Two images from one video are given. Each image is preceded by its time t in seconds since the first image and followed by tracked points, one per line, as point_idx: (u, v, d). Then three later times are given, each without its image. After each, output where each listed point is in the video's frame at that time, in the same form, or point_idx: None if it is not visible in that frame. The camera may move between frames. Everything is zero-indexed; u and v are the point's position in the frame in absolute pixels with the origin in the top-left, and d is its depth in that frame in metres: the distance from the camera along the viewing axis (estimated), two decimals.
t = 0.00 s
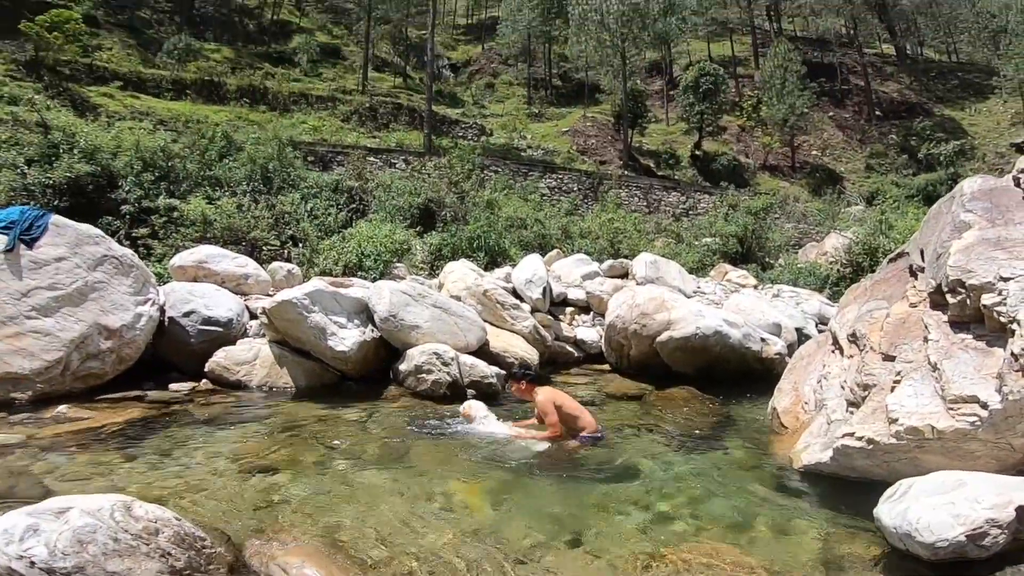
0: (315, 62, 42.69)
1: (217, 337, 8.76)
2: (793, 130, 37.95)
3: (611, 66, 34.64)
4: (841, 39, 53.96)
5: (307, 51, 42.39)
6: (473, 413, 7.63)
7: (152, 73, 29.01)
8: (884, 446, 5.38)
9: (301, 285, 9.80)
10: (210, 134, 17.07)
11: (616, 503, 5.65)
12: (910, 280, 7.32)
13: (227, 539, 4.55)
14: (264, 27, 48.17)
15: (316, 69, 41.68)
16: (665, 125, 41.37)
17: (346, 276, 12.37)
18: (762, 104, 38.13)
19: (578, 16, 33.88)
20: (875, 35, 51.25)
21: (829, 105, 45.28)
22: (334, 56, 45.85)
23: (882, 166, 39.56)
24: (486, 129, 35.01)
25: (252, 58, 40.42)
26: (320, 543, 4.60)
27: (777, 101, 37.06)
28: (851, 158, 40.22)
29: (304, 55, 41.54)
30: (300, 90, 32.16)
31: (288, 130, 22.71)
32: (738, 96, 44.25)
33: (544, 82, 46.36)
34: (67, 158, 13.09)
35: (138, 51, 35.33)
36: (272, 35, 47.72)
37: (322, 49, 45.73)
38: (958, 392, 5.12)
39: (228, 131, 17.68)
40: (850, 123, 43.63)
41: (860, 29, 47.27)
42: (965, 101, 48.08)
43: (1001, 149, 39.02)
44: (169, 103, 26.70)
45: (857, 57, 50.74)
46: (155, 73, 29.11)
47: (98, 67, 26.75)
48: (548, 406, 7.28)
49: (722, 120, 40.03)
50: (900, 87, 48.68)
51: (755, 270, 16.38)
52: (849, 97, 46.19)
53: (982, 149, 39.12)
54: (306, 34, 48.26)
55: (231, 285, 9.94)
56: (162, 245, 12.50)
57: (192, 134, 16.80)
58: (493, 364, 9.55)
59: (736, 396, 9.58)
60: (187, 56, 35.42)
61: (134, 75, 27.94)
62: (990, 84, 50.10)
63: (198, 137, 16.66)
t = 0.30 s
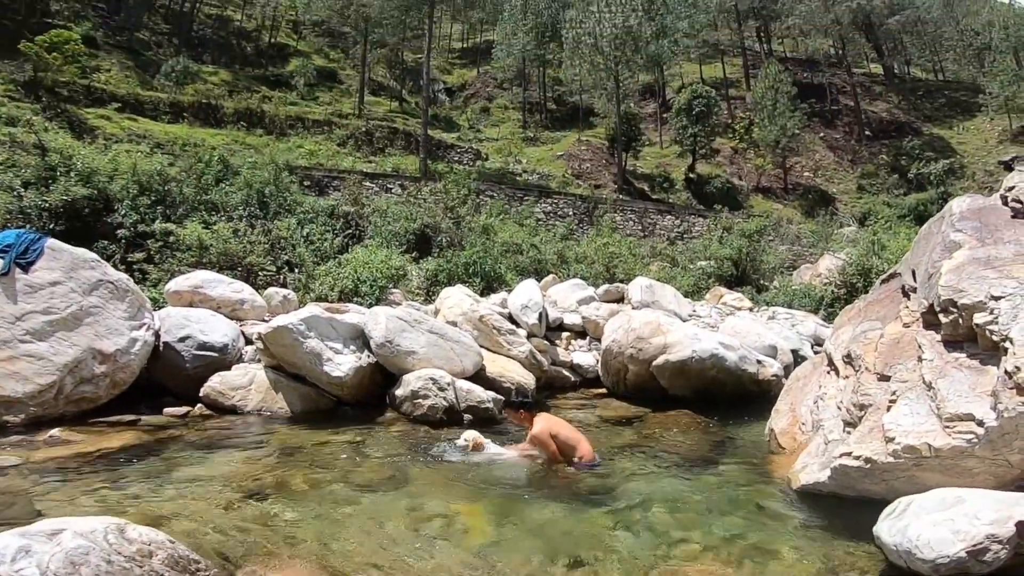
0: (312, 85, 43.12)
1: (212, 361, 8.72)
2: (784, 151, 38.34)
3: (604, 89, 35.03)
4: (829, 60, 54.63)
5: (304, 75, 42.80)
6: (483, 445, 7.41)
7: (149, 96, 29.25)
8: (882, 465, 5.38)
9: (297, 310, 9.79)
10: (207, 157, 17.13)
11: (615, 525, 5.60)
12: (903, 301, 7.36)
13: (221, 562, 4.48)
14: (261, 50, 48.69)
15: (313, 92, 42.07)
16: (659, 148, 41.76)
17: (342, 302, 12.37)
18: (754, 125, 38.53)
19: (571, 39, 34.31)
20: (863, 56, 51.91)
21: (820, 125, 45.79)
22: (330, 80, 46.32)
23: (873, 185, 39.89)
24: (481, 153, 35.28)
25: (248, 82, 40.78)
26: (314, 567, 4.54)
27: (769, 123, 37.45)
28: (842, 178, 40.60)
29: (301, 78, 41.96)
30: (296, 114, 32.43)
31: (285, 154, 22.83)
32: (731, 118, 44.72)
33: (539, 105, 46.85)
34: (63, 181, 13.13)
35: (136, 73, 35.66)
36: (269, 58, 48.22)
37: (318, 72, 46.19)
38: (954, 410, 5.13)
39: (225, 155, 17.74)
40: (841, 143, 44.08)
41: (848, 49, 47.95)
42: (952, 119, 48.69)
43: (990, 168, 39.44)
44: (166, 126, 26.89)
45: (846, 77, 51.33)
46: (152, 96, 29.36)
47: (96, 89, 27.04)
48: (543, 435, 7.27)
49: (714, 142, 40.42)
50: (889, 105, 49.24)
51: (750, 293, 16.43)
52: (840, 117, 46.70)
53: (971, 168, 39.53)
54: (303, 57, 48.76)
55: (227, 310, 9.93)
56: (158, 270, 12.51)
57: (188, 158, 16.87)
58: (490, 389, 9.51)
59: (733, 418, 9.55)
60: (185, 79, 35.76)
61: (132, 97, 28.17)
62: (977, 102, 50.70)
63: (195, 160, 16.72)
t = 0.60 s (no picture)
0: (308, 95, 43.25)
1: (208, 372, 8.69)
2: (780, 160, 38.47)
3: (600, 98, 35.20)
4: (822, 67, 54.95)
5: (300, 84, 42.93)
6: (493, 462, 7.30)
7: (146, 105, 29.33)
8: (880, 471, 5.37)
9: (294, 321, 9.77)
10: (203, 167, 17.12)
11: (614, 534, 5.57)
12: (899, 307, 7.37)
13: (218, 573, 4.45)
14: (257, 60, 48.89)
15: (309, 102, 42.18)
16: (654, 157, 41.93)
17: (339, 312, 12.36)
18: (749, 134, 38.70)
19: (567, 48, 34.47)
20: (856, 63, 52.19)
21: (815, 133, 46.02)
22: (327, 90, 46.45)
23: (868, 193, 40.02)
24: (477, 163, 35.38)
25: (245, 92, 40.89)
26: None
27: (764, 130, 37.63)
28: (837, 186, 40.77)
29: (297, 89, 42.09)
30: (293, 124, 32.49)
31: (281, 164, 22.85)
32: (726, 126, 44.93)
33: (534, 115, 47.03)
34: (59, 191, 13.11)
35: (133, 83, 35.79)
36: (266, 68, 48.41)
37: (315, 82, 46.37)
38: (952, 415, 5.13)
39: (221, 166, 17.72)
40: (835, 151, 44.28)
41: (842, 57, 48.24)
42: (945, 126, 49.00)
43: (983, 174, 39.66)
44: (163, 136, 26.93)
45: (839, 84, 51.59)
46: (149, 105, 29.43)
47: (93, 99, 27.11)
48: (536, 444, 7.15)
49: (710, 151, 40.57)
50: (883, 112, 49.53)
51: (747, 301, 16.47)
52: (834, 124, 46.94)
53: (965, 174, 39.77)
54: (299, 67, 48.94)
55: (223, 321, 9.90)
56: (154, 281, 12.49)
57: (185, 168, 16.87)
58: (487, 399, 9.50)
59: (732, 426, 9.55)
60: (182, 89, 35.87)
61: (128, 107, 28.25)
62: (970, 109, 51.05)
63: (191, 170, 16.71)
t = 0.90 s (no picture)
0: (305, 103, 43.35)
1: (206, 380, 8.66)
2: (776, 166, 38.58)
3: (596, 105, 35.33)
4: (817, 73, 55.23)
5: (298, 91, 43.04)
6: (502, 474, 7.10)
7: (143, 112, 29.39)
8: (879, 476, 5.37)
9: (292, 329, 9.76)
10: (200, 175, 17.12)
11: (614, 541, 5.54)
12: (895, 313, 7.38)
13: None
14: (254, 67, 49.02)
15: (307, 110, 42.28)
16: (651, 164, 42.05)
17: (337, 321, 12.34)
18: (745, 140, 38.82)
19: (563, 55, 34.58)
20: (851, 69, 52.47)
21: (810, 140, 46.20)
22: (325, 97, 46.56)
23: (864, 199, 40.06)
24: (475, 171, 35.45)
25: (243, 100, 40.99)
26: None
27: (760, 137, 37.78)
28: (833, 192, 40.90)
29: (295, 96, 42.20)
30: (290, 131, 32.54)
31: (279, 172, 22.87)
32: (722, 133, 45.09)
33: (531, 123, 47.18)
34: (56, 199, 13.09)
35: (131, 90, 35.86)
36: (263, 75, 48.54)
37: (312, 89, 46.49)
38: (950, 420, 5.12)
39: (218, 173, 17.71)
40: (831, 157, 44.40)
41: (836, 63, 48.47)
42: (940, 131, 49.24)
43: (979, 179, 39.84)
44: (160, 144, 26.98)
45: (834, 90, 51.85)
46: (146, 112, 29.49)
47: (90, 106, 27.16)
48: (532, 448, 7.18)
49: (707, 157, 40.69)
50: (878, 118, 49.74)
51: (745, 308, 16.50)
52: (829, 131, 47.12)
53: (960, 180, 39.94)
54: (297, 74, 49.09)
55: (221, 329, 9.88)
56: (151, 289, 12.47)
57: (182, 175, 16.87)
58: (485, 407, 9.48)
59: (730, 432, 9.54)
60: (179, 96, 35.95)
61: (125, 114, 28.29)
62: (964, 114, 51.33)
63: (188, 178, 16.71)
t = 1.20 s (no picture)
0: (305, 110, 43.47)
1: (205, 388, 8.65)
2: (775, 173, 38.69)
3: (595, 112, 35.45)
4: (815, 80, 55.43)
5: (297, 98, 43.14)
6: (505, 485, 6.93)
7: (143, 119, 29.46)
8: (880, 482, 5.36)
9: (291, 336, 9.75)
10: (200, 182, 17.15)
11: (614, 548, 5.53)
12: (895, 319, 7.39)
13: None
14: (254, 74, 49.18)
15: (306, 116, 42.39)
16: (650, 171, 42.15)
17: (336, 328, 12.35)
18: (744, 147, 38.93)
19: (562, 62, 34.70)
20: (849, 75, 52.66)
21: (809, 146, 46.31)
22: (324, 104, 46.69)
23: (862, 205, 40.12)
24: (474, 178, 35.51)
25: (242, 106, 41.09)
26: None
27: (758, 143, 37.88)
28: (832, 198, 40.98)
29: (294, 103, 42.31)
30: (289, 138, 32.61)
31: (278, 179, 22.90)
32: (720, 140, 45.21)
33: (530, 130, 47.30)
34: (56, 206, 13.10)
35: (131, 97, 35.97)
36: (263, 82, 48.66)
37: (311, 96, 46.60)
38: (950, 426, 5.12)
39: (218, 181, 17.74)
40: (830, 163, 44.51)
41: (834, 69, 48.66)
42: (938, 137, 49.40)
43: (976, 185, 39.94)
44: (160, 150, 27.05)
45: (832, 97, 52.02)
46: (146, 119, 29.59)
47: (90, 113, 27.23)
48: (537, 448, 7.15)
49: (705, 164, 40.79)
50: (876, 124, 49.89)
51: (744, 315, 16.52)
52: (828, 137, 47.26)
53: (958, 186, 40.03)
54: (297, 81, 49.26)
55: (220, 336, 9.88)
56: (151, 296, 12.47)
57: (181, 182, 16.90)
58: (485, 414, 9.46)
59: (730, 439, 9.53)
60: (179, 102, 36.05)
61: (125, 121, 28.36)
62: (961, 120, 51.51)
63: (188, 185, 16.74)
